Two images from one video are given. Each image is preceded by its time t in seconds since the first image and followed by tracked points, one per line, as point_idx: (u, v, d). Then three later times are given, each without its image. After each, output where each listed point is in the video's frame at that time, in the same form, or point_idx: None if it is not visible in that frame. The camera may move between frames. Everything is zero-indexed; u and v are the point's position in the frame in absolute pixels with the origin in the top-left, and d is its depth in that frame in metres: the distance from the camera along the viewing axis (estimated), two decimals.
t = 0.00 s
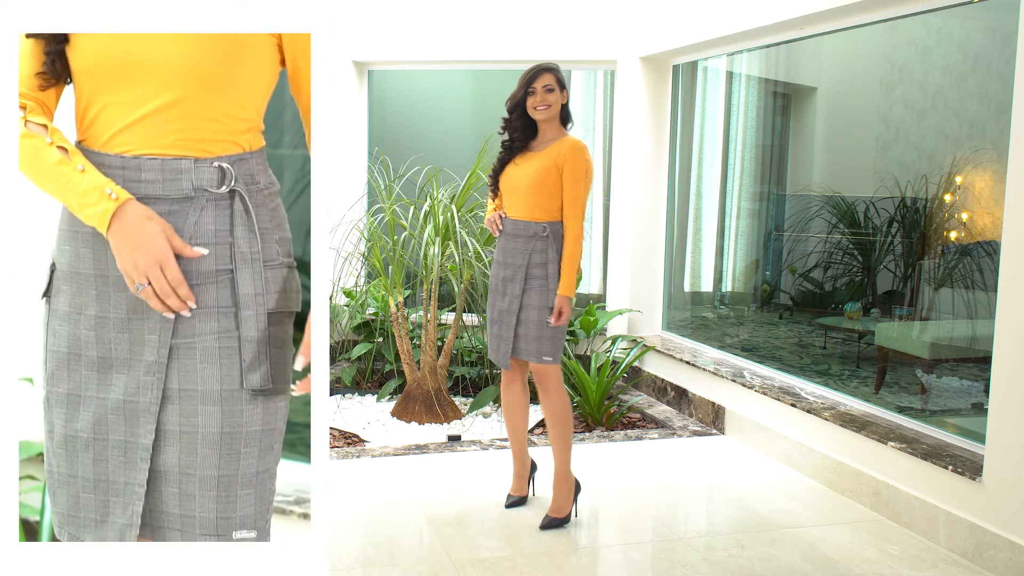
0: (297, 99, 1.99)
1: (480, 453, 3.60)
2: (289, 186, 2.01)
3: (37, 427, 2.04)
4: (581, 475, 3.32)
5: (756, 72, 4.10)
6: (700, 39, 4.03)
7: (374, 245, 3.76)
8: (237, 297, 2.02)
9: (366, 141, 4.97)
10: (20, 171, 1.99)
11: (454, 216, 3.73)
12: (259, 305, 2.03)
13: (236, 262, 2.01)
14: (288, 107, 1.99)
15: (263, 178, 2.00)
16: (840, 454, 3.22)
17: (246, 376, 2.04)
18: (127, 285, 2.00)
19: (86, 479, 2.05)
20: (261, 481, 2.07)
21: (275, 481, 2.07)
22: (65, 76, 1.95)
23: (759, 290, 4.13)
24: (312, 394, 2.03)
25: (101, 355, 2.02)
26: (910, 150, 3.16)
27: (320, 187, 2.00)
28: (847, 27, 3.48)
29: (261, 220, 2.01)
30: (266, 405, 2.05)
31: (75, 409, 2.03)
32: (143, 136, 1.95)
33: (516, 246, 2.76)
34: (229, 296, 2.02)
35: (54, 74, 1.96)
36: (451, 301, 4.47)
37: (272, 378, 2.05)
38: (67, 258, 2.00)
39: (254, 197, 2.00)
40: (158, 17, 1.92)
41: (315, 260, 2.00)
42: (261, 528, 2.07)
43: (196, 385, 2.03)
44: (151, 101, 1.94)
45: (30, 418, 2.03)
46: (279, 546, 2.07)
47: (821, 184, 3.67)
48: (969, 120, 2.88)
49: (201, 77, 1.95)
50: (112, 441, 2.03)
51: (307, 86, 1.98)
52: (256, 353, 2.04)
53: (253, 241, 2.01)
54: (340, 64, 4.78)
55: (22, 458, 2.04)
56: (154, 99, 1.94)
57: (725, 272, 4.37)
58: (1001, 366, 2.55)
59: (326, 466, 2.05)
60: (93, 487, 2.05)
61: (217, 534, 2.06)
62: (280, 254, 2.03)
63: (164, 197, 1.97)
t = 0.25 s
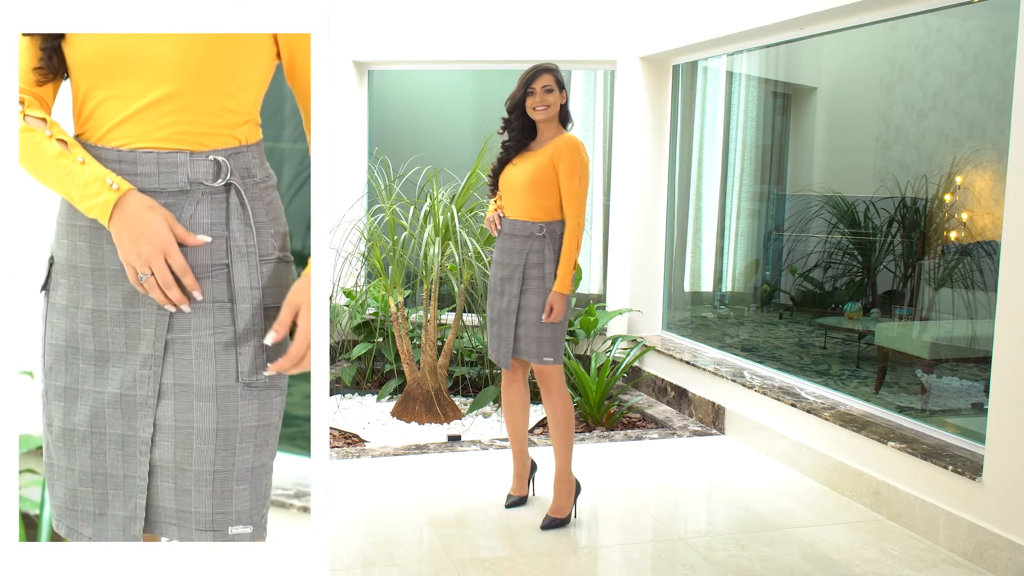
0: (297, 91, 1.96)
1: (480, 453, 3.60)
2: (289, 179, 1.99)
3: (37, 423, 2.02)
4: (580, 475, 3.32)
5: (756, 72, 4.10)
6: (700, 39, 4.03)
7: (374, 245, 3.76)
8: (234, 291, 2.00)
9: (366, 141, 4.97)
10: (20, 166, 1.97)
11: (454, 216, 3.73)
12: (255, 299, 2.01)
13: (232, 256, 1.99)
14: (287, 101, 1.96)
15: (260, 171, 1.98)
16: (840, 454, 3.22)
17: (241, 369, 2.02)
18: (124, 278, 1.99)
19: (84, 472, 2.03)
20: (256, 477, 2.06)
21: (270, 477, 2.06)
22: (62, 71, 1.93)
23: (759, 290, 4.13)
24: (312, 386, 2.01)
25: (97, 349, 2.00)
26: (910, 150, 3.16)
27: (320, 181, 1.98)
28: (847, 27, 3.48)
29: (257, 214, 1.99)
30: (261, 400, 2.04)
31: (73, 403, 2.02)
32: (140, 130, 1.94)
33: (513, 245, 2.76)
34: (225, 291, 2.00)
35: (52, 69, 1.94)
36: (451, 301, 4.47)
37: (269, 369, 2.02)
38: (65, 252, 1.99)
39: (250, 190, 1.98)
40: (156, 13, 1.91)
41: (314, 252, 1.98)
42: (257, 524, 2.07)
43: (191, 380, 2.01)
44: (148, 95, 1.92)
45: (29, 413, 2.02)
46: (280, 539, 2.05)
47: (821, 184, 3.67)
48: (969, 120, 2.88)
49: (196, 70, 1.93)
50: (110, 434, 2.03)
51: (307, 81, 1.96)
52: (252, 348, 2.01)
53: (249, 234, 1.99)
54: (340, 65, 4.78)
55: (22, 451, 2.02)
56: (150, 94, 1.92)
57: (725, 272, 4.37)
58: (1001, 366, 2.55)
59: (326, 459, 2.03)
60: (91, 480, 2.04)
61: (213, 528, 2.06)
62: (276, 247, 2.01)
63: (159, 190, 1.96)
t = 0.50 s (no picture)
0: (297, 83, 1.93)
1: (480, 452, 3.60)
2: (289, 173, 1.95)
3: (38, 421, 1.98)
4: (581, 476, 3.32)
5: (756, 72, 4.10)
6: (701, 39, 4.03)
7: (374, 245, 3.76)
8: (230, 286, 1.96)
9: (366, 140, 4.97)
10: (20, 162, 1.93)
11: (454, 216, 3.73)
12: (252, 294, 1.97)
13: (229, 251, 1.95)
14: (288, 93, 1.93)
15: (257, 166, 1.94)
16: (840, 454, 3.22)
17: (237, 365, 1.98)
18: (121, 272, 1.95)
19: (83, 465, 2.00)
20: (254, 473, 2.01)
21: (269, 471, 2.01)
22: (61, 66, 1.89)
23: (759, 290, 4.13)
24: (312, 379, 1.97)
25: (94, 342, 1.96)
26: (910, 150, 3.16)
27: (320, 175, 1.94)
28: (847, 27, 3.48)
29: (254, 209, 1.94)
30: (259, 395, 2.00)
31: (70, 397, 1.98)
32: (137, 123, 1.90)
33: (511, 245, 2.77)
34: (222, 287, 1.96)
35: (51, 65, 1.90)
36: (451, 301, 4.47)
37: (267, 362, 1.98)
38: (63, 246, 1.95)
39: (246, 185, 1.94)
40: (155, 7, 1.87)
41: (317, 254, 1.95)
42: (256, 519, 2.02)
43: (187, 376, 1.97)
44: (146, 89, 1.89)
45: (29, 410, 1.98)
46: (280, 535, 2.00)
47: (821, 184, 3.67)
48: (969, 120, 2.88)
49: (193, 62, 1.89)
50: (108, 428, 1.99)
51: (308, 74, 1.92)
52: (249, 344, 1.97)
53: (245, 229, 1.95)
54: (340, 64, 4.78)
55: (21, 446, 1.98)
56: (148, 87, 1.89)
57: (725, 272, 4.37)
58: (1000, 366, 2.55)
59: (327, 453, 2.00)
60: (90, 474, 2.00)
61: (210, 525, 2.00)
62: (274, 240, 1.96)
63: (155, 184, 1.92)
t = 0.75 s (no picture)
0: (297, 78, 1.92)
1: (480, 453, 3.60)
2: (289, 169, 1.94)
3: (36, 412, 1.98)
4: (580, 475, 3.32)
5: (756, 72, 4.10)
6: (700, 39, 4.03)
7: (375, 245, 3.76)
8: (229, 281, 1.96)
9: (366, 141, 4.97)
10: (20, 157, 1.92)
11: (454, 216, 3.73)
12: (250, 289, 1.96)
13: (227, 246, 1.94)
14: (287, 88, 1.92)
15: (255, 161, 1.92)
16: (840, 454, 3.22)
17: (236, 359, 1.98)
18: (120, 267, 1.94)
19: (83, 460, 1.99)
20: (254, 467, 2.00)
21: (269, 465, 2.01)
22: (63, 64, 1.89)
23: (759, 290, 4.13)
24: (312, 374, 1.98)
25: (93, 337, 1.96)
26: (910, 150, 3.16)
27: (320, 173, 1.93)
28: (847, 27, 3.48)
29: (251, 202, 1.93)
30: (258, 389, 1.99)
31: (70, 391, 1.98)
32: (136, 118, 1.89)
33: (509, 245, 2.77)
34: (221, 282, 1.96)
35: (52, 61, 1.89)
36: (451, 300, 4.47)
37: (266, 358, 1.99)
38: (63, 241, 1.94)
39: (244, 179, 1.92)
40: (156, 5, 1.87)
41: (315, 270, 1.97)
42: (257, 513, 2.01)
43: (186, 371, 1.97)
44: (146, 84, 1.87)
45: (30, 401, 1.98)
46: (280, 530, 2.00)
47: (821, 184, 3.67)
48: (969, 120, 2.88)
49: (194, 59, 1.88)
50: (107, 423, 1.99)
51: (308, 66, 1.92)
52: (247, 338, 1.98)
53: (243, 223, 1.94)
54: (340, 65, 4.78)
55: (21, 440, 1.98)
56: (148, 83, 1.88)
57: (725, 272, 4.37)
58: (1002, 366, 2.54)
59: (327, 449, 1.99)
60: (89, 469, 1.99)
61: (211, 520, 2.00)
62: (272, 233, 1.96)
63: (153, 179, 1.90)
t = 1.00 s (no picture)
0: (297, 72, 1.92)
1: (480, 453, 3.60)
2: (288, 161, 1.94)
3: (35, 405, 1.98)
4: (580, 475, 3.32)
5: (756, 72, 4.10)
6: (700, 39, 4.03)
7: (375, 245, 3.76)
8: (229, 275, 1.95)
9: (366, 141, 4.97)
10: (20, 147, 1.91)
11: (454, 216, 3.73)
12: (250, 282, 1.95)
13: (227, 240, 1.94)
14: (287, 80, 1.92)
15: (257, 154, 1.92)
16: (840, 454, 3.22)
17: (236, 353, 1.97)
18: (121, 260, 1.94)
19: (82, 453, 1.98)
20: (254, 460, 1.99)
21: (269, 458, 2.00)
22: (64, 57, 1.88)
23: (759, 290, 4.13)
24: (313, 368, 1.97)
25: (94, 330, 1.95)
26: (910, 150, 3.16)
27: (321, 170, 1.93)
28: (847, 27, 3.48)
29: (252, 196, 1.92)
30: (259, 382, 1.99)
31: (71, 384, 1.97)
32: (138, 112, 1.88)
33: (508, 245, 2.77)
34: (222, 275, 1.95)
35: (54, 55, 1.89)
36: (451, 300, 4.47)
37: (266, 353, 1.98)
38: (63, 234, 1.94)
39: (245, 173, 1.91)
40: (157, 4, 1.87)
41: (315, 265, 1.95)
42: (257, 506, 2.00)
43: (187, 364, 1.96)
44: (148, 78, 1.87)
45: (29, 394, 1.97)
46: (281, 523, 1.99)
47: (821, 184, 3.67)
48: (969, 120, 2.88)
49: (195, 53, 1.88)
50: (107, 416, 1.97)
51: (307, 58, 1.91)
52: (247, 332, 1.97)
53: (244, 217, 1.93)
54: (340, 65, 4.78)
55: (22, 433, 1.97)
56: (150, 77, 1.88)
57: (725, 272, 4.37)
58: (1001, 366, 2.54)
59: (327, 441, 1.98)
60: (89, 462, 1.98)
61: (211, 513, 1.98)
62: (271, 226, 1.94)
63: (155, 173, 1.90)
